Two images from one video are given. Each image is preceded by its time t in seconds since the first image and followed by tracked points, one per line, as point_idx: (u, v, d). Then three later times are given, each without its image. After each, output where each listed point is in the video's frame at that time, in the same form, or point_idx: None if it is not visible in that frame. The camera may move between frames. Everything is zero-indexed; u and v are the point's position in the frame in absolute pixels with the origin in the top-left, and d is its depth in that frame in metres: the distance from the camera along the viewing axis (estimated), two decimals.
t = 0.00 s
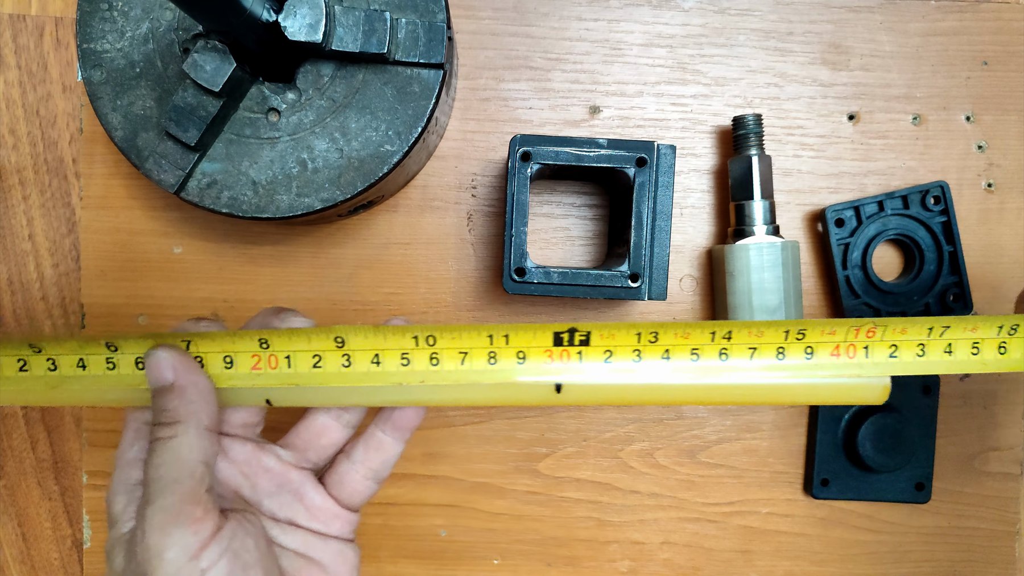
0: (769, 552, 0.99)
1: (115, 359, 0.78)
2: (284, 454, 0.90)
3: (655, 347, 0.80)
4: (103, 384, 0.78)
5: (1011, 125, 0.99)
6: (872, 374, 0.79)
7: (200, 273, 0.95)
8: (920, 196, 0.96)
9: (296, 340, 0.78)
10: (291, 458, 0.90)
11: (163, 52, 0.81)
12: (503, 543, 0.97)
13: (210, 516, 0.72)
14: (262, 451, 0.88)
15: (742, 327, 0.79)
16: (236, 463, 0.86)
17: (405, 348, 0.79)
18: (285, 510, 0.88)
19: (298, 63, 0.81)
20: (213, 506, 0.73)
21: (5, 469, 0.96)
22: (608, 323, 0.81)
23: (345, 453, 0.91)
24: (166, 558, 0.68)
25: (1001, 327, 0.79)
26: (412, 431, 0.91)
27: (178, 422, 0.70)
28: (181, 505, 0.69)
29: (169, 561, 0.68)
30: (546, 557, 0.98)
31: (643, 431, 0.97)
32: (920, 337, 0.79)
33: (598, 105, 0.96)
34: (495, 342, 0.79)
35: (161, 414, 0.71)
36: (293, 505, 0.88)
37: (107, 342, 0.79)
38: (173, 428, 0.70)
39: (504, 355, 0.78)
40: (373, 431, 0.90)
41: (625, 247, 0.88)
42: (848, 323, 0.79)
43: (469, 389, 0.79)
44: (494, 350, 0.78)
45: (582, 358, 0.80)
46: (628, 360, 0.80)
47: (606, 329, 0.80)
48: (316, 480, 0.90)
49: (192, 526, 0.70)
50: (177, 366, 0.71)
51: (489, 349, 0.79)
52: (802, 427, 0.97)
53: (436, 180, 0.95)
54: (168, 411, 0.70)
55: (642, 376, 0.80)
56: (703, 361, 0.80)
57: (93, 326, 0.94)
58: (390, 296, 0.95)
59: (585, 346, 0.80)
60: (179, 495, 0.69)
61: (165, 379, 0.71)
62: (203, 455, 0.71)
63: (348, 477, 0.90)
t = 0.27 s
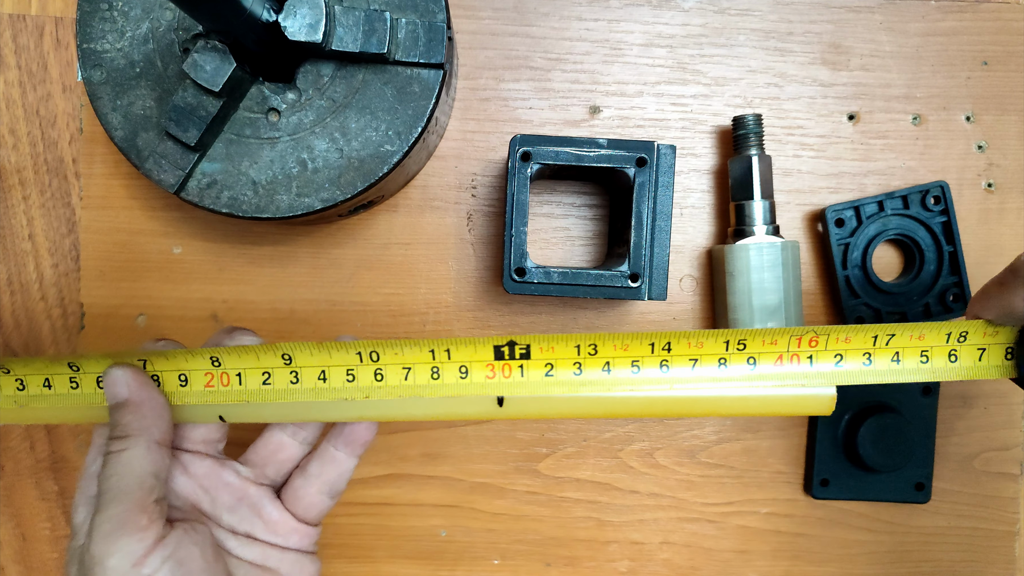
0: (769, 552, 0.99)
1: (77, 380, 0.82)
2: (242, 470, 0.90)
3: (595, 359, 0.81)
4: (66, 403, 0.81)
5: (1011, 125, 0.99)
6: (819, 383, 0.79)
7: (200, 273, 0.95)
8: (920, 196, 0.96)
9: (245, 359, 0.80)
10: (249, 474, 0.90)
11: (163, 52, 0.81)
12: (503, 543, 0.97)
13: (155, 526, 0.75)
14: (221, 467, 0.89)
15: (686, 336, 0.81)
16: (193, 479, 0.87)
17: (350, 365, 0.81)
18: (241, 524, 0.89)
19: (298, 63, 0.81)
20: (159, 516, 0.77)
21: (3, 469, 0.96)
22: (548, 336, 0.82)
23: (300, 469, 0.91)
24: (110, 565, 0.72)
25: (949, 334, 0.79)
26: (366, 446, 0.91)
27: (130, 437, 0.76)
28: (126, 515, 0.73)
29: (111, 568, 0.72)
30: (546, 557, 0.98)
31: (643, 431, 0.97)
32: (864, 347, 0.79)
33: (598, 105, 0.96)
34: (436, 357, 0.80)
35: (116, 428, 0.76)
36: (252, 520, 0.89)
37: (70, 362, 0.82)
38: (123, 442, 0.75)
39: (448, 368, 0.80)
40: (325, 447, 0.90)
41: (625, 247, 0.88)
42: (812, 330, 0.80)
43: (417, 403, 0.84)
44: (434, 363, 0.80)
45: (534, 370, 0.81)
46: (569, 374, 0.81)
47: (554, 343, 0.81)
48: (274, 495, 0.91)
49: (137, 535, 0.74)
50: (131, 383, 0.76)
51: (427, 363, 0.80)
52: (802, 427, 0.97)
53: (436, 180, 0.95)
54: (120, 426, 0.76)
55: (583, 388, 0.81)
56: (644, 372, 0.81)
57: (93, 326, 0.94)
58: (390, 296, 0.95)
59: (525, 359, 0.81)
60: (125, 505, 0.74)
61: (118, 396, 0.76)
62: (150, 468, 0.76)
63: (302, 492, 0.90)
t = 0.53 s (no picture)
0: (770, 551, 0.99)
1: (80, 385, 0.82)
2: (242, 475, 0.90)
3: (590, 364, 0.81)
4: (71, 407, 0.82)
5: (1011, 125, 0.99)
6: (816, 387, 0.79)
7: (201, 273, 0.95)
8: (920, 196, 0.96)
9: (243, 363, 0.81)
10: (248, 480, 0.90)
11: (163, 53, 0.81)
12: (504, 543, 0.97)
13: (150, 530, 0.75)
14: (222, 471, 0.89)
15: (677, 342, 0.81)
16: (193, 484, 0.87)
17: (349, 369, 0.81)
18: (241, 529, 0.88)
19: (298, 63, 0.81)
20: (154, 520, 0.76)
21: (4, 469, 0.96)
22: (544, 342, 0.82)
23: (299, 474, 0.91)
24: (103, 569, 0.72)
25: (955, 336, 0.79)
26: (364, 451, 0.90)
27: (127, 441, 0.75)
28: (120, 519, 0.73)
29: (105, 572, 0.71)
30: (547, 557, 0.98)
31: (643, 431, 0.97)
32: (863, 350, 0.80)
33: (598, 105, 0.96)
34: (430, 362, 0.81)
35: (114, 433, 0.76)
36: (250, 525, 0.89)
37: (74, 367, 0.82)
38: (120, 447, 0.75)
39: (443, 372, 0.81)
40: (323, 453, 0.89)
41: (625, 247, 0.88)
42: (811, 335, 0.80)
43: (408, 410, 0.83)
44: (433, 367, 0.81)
45: (529, 374, 0.81)
46: (564, 378, 0.81)
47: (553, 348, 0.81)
48: (274, 501, 0.90)
49: (131, 540, 0.73)
50: (130, 388, 0.77)
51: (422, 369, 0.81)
52: (803, 427, 0.97)
53: (436, 180, 0.95)
54: (117, 430, 0.76)
55: (578, 393, 0.80)
56: (639, 376, 0.81)
57: (94, 325, 0.94)
58: (391, 296, 0.95)
59: (520, 363, 0.81)
60: (120, 509, 0.73)
61: (118, 400, 0.76)
62: (147, 473, 0.75)
63: (301, 497, 0.90)
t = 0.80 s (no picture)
0: (771, 551, 0.99)
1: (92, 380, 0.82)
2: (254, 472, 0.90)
3: (606, 365, 0.80)
4: (81, 403, 0.82)
5: (1011, 125, 0.99)
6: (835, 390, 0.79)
7: (201, 273, 0.95)
8: (920, 196, 0.96)
9: (256, 360, 0.80)
10: (257, 477, 0.90)
11: (163, 52, 0.81)
12: (505, 543, 0.97)
13: (162, 528, 0.75)
14: (234, 469, 0.89)
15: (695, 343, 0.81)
16: (205, 480, 0.87)
17: (363, 369, 0.81)
18: (252, 527, 0.89)
19: (298, 63, 0.81)
20: (166, 518, 0.76)
21: (5, 468, 0.96)
22: (560, 341, 0.81)
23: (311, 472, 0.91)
24: (116, 566, 0.72)
25: (975, 342, 0.78)
26: (375, 450, 0.90)
27: (138, 439, 0.76)
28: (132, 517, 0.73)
29: (117, 570, 0.72)
30: (548, 557, 0.98)
31: (643, 431, 0.97)
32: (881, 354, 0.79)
33: (598, 105, 0.96)
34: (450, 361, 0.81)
35: (127, 429, 0.76)
36: (262, 523, 0.89)
37: (85, 362, 0.82)
38: (132, 444, 0.75)
39: (458, 371, 0.81)
40: (335, 450, 0.89)
41: (625, 247, 0.88)
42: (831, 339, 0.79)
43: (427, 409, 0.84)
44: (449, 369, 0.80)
45: (545, 375, 0.80)
46: (580, 379, 0.80)
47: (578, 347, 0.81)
48: (285, 498, 0.90)
49: (143, 538, 0.73)
50: (142, 385, 0.76)
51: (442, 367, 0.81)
52: (803, 427, 0.97)
53: (436, 180, 0.95)
54: (130, 428, 0.76)
55: (594, 394, 0.80)
56: (656, 378, 0.80)
57: (94, 325, 0.94)
58: (391, 296, 0.95)
59: (537, 363, 0.81)
60: (131, 508, 0.73)
61: (131, 397, 0.76)
62: (158, 471, 0.76)
63: (311, 496, 0.90)
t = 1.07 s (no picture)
0: (771, 551, 0.99)
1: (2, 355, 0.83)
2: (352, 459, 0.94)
3: (704, 356, 0.82)
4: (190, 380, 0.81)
5: (1011, 125, 0.99)
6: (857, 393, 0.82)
7: (201, 273, 0.95)
8: (920, 196, 0.96)
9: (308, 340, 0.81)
10: (359, 463, 0.95)
11: (163, 52, 0.81)
12: (504, 543, 0.97)
13: (285, 512, 0.73)
14: (331, 454, 0.93)
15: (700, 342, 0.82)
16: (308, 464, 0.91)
17: (396, 353, 0.81)
18: (351, 513, 0.93)
19: (298, 63, 0.81)
20: (286, 502, 0.74)
21: (4, 468, 0.96)
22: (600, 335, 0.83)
23: (412, 459, 0.95)
24: (241, 550, 0.68)
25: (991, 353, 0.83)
26: (480, 439, 0.93)
27: (261, 419, 0.73)
28: (258, 499, 0.70)
29: (244, 553, 0.68)
30: (548, 557, 0.98)
31: (643, 431, 0.97)
32: (910, 358, 0.83)
33: (599, 105, 0.96)
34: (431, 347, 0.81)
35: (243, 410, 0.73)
36: (359, 509, 0.93)
37: (193, 338, 0.81)
38: (253, 423, 0.72)
39: (496, 361, 0.81)
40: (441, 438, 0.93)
41: (625, 247, 0.88)
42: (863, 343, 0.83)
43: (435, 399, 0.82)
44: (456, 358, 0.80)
45: (577, 369, 0.82)
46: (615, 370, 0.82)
47: (590, 340, 0.82)
48: (381, 487, 0.95)
49: (265, 520, 0.70)
50: (261, 363, 0.76)
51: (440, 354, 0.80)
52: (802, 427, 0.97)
53: (436, 180, 0.95)
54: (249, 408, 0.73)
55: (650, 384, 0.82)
56: (718, 374, 0.82)
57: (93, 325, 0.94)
58: (390, 296, 0.95)
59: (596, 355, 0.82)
60: (257, 489, 0.70)
61: (248, 374, 0.75)
62: (279, 452, 0.72)
63: (414, 483, 0.94)
